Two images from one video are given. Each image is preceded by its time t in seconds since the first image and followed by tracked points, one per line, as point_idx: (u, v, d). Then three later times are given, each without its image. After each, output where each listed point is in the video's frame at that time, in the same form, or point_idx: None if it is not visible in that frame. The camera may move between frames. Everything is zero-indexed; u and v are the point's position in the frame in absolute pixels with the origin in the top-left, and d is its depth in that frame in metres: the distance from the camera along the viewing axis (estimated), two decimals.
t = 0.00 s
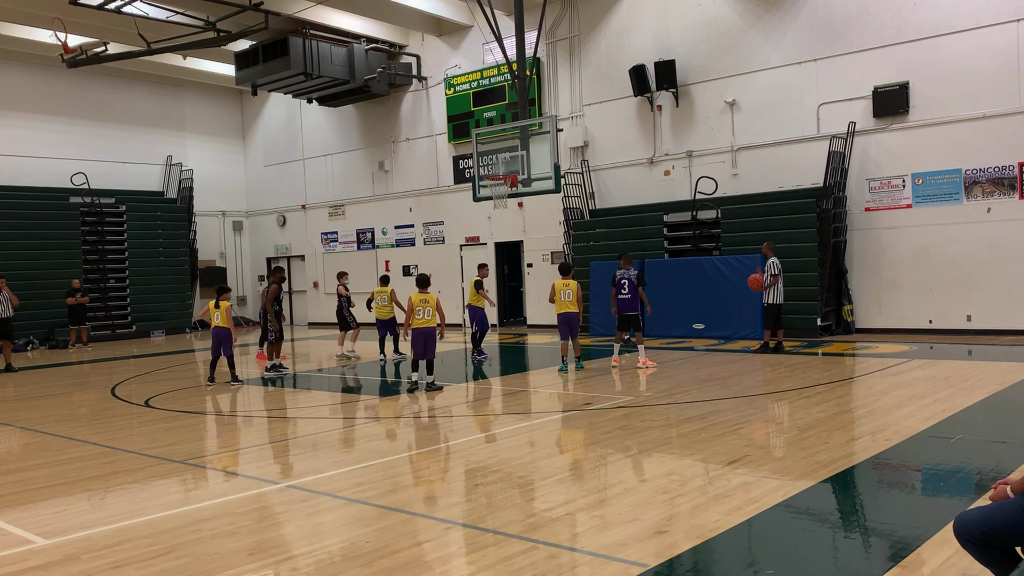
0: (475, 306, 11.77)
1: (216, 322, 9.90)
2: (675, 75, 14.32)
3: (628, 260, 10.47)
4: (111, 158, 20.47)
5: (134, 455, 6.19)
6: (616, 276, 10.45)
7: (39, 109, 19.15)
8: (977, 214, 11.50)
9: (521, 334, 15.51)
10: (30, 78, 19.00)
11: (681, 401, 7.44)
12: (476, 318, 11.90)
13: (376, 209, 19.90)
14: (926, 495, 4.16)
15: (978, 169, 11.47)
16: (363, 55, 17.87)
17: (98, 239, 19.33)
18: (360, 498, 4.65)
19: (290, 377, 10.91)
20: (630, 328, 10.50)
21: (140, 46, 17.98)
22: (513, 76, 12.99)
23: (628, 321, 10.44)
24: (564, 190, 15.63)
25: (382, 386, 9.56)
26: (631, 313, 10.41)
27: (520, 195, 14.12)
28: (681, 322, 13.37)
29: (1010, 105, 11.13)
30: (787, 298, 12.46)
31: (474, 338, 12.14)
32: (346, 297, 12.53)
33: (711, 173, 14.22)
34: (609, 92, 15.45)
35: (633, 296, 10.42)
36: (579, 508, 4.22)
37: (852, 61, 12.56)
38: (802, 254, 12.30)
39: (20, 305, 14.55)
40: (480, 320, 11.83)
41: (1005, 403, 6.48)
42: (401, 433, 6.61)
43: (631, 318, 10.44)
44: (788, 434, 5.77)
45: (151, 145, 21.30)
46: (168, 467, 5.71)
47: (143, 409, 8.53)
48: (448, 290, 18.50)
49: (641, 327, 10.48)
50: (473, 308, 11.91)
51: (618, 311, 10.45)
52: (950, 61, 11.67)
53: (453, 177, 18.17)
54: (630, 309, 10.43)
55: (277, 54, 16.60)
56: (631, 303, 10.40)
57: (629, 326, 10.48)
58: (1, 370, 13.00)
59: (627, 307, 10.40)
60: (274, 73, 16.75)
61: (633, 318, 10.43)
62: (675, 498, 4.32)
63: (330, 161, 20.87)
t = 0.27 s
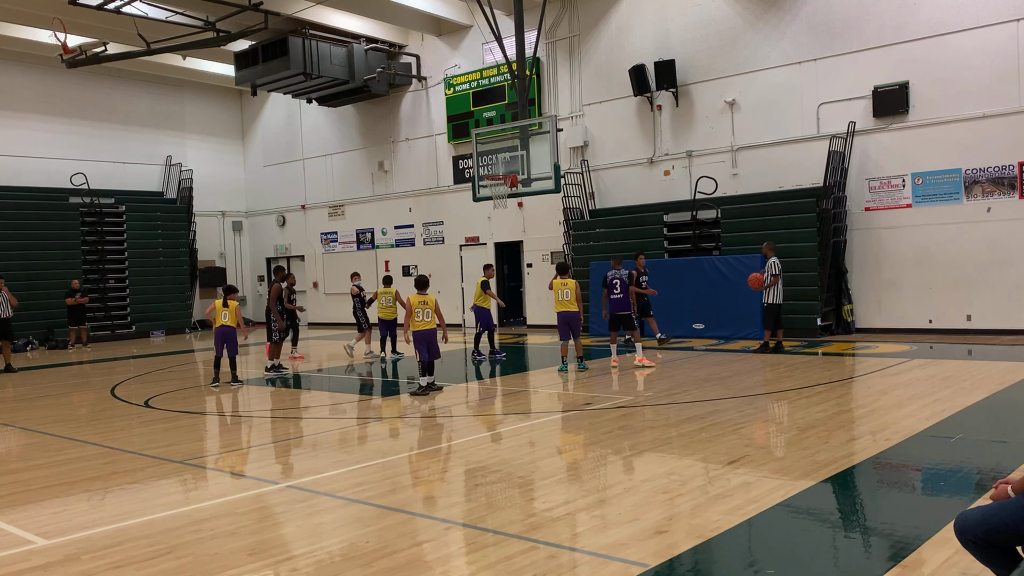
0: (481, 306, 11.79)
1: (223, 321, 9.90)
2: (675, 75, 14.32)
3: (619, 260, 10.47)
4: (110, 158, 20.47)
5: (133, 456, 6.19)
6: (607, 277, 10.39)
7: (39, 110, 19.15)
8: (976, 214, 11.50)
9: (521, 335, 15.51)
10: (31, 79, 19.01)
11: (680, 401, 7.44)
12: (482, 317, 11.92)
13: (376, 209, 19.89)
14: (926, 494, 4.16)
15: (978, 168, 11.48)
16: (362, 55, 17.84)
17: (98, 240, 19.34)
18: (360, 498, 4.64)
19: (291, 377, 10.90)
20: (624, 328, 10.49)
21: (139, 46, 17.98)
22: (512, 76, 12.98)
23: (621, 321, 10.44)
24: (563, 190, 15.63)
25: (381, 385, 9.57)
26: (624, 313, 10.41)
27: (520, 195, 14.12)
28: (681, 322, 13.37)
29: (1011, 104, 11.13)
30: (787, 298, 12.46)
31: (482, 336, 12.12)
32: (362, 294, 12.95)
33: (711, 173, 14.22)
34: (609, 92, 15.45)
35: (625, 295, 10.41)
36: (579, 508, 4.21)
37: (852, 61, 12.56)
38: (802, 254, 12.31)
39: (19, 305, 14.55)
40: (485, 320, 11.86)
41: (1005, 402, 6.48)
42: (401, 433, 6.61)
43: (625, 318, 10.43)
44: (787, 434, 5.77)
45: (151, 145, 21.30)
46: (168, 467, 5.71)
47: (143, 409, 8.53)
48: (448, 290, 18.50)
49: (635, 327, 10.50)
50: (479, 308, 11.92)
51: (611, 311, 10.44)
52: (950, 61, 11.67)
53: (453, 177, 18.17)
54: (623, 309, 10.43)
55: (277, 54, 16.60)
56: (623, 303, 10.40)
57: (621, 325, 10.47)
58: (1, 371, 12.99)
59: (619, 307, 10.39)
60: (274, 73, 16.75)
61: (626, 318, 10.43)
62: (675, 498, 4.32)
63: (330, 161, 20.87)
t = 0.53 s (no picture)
0: (489, 305, 11.75)
1: (223, 322, 9.91)
2: (674, 74, 14.32)
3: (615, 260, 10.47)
4: (109, 159, 20.46)
5: (133, 456, 6.19)
6: (605, 276, 10.42)
7: (38, 110, 19.13)
8: (975, 213, 11.51)
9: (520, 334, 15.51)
10: (30, 80, 19.02)
11: (680, 400, 7.44)
12: (490, 315, 11.89)
13: (375, 209, 19.88)
14: (926, 493, 4.16)
15: (977, 167, 11.48)
16: (361, 55, 17.83)
17: (97, 240, 19.32)
18: (359, 498, 4.65)
19: (291, 377, 10.90)
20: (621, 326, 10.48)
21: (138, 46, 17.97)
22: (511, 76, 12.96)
23: (619, 320, 10.43)
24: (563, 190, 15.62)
25: (380, 386, 9.56)
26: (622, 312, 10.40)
27: (519, 194, 14.12)
28: (680, 322, 13.39)
29: (1010, 103, 11.13)
30: (786, 297, 12.47)
31: (493, 336, 12.08)
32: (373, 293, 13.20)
33: (711, 172, 14.22)
34: (608, 91, 15.45)
35: (622, 295, 10.40)
36: (579, 507, 4.21)
37: (850, 60, 12.57)
38: (801, 253, 12.31)
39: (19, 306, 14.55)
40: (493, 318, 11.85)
41: (1004, 401, 6.48)
42: (400, 433, 6.61)
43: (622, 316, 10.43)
44: (787, 433, 5.77)
45: (150, 146, 21.28)
46: (167, 468, 5.71)
47: (142, 409, 8.53)
48: (447, 290, 18.50)
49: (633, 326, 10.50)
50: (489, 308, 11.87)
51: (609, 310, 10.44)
52: (949, 60, 11.67)
53: (452, 177, 18.16)
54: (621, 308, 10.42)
55: (276, 54, 16.60)
56: (621, 302, 10.39)
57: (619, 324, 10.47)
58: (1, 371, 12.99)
59: (617, 306, 10.39)
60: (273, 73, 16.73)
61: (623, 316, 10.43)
62: (675, 497, 4.32)
63: (329, 161, 20.86)
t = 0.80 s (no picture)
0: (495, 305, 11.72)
1: (225, 323, 9.92)
2: (672, 74, 14.33)
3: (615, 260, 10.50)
4: (108, 161, 20.46)
5: (133, 458, 6.19)
6: (605, 276, 10.44)
7: (36, 112, 19.13)
8: (974, 212, 11.52)
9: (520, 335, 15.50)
10: (28, 81, 19.01)
11: (679, 400, 7.44)
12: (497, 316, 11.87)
13: (374, 210, 19.87)
14: (925, 492, 4.17)
15: (975, 167, 11.49)
16: (360, 56, 17.89)
17: (96, 242, 19.31)
18: (359, 499, 4.65)
19: (290, 378, 10.90)
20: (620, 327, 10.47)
21: (136, 48, 17.97)
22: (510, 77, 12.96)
23: (619, 320, 10.42)
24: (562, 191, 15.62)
25: (379, 387, 9.55)
26: (622, 312, 10.40)
27: (518, 195, 14.11)
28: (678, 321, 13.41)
29: (1008, 103, 11.15)
30: (785, 297, 12.48)
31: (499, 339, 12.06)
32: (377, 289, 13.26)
33: (709, 172, 14.23)
34: (607, 92, 15.46)
35: (622, 295, 10.42)
36: (578, 508, 4.22)
37: (848, 59, 12.58)
38: (800, 253, 12.33)
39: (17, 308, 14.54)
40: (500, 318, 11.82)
41: (1003, 400, 6.49)
42: (400, 434, 6.61)
43: (622, 317, 10.43)
44: (786, 433, 5.78)
45: (149, 148, 21.27)
46: (167, 469, 5.71)
47: (142, 411, 8.52)
48: (446, 291, 18.50)
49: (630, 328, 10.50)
50: (495, 308, 11.86)
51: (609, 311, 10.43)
52: (946, 59, 11.69)
53: (450, 178, 18.16)
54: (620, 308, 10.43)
55: (274, 56, 16.61)
56: (620, 302, 10.40)
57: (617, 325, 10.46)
58: None
59: (617, 306, 10.40)
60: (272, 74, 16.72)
61: (622, 317, 10.43)
62: (675, 497, 4.32)
63: (328, 162, 20.86)
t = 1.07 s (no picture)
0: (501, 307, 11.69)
1: (228, 327, 9.93)
2: (671, 77, 14.34)
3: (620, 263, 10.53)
4: (107, 164, 20.45)
5: (132, 462, 6.18)
6: (610, 279, 10.45)
7: (35, 116, 19.13)
8: (973, 213, 11.53)
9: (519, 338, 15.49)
10: (27, 85, 19.01)
11: (679, 402, 7.44)
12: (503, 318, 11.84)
13: (374, 213, 19.87)
14: (925, 494, 4.16)
15: (974, 168, 11.50)
16: (359, 59, 17.95)
17: (95, 246, 19.29)
18: (358, 502, 4.64)
19: (290, 381, 10.88)
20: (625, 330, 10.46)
21: (135, 52, 17.99)
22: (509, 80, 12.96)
23: (624, 323, 10.42)
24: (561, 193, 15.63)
25: (379, 390, 9.53)
26: (627, 315, 10.39)
27: (517, 198, 14.10)
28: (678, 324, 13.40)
29: (1007, 104, 11.16)
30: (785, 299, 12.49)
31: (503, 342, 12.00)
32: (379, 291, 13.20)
33: (708, 175, 14.24)
34: (605, 95, 15.48)
35: (627, 298, 10.42)
36: (578, 511, 4.21)
37: (847, 61, 12.60)
38: (799, 256, 12.34)
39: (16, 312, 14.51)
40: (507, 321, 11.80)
41: (1003, 402, 6.49)
42: (400, 436, 6.61)
43: (627, 320, 10.42)
44: (786, 435, 5.78)
45: (148, 151, 21.27)
46: (167, 473, 5.71)
47: (141, 415, 8.51)
48: (446, 294, 18.50)
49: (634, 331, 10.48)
50: (501, 311, 12.02)
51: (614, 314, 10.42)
52: (945, 61, 11.71)
53: (450, 181, 18.17)
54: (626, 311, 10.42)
55: (273, 59, 16.63)
56: (625, 305, 10.41)
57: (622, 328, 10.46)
58: None
59: (622, 309, 10.39)
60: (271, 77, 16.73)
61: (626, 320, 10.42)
62: (675, 500, 4.32)
63: (327, 165, 20.87)
